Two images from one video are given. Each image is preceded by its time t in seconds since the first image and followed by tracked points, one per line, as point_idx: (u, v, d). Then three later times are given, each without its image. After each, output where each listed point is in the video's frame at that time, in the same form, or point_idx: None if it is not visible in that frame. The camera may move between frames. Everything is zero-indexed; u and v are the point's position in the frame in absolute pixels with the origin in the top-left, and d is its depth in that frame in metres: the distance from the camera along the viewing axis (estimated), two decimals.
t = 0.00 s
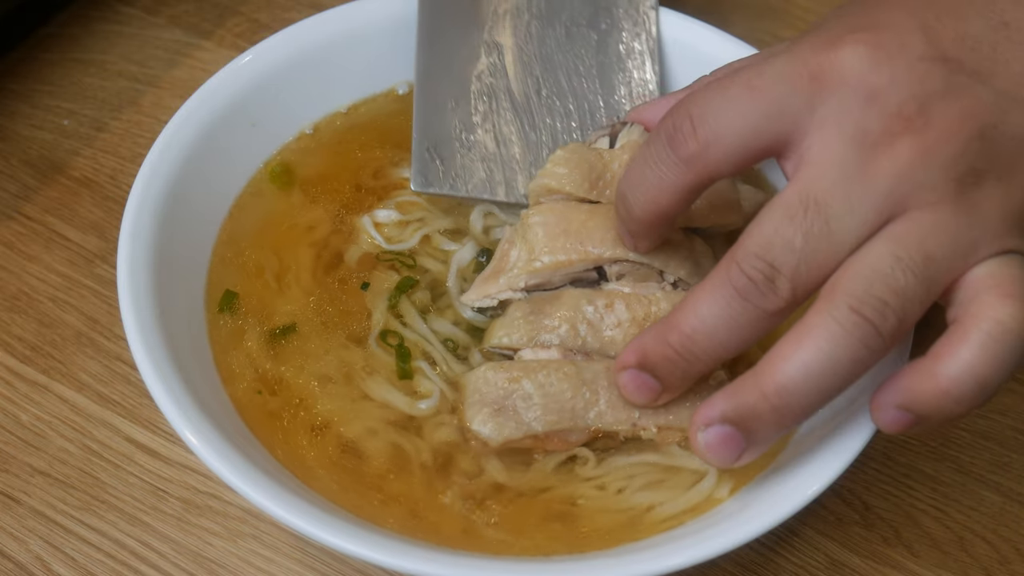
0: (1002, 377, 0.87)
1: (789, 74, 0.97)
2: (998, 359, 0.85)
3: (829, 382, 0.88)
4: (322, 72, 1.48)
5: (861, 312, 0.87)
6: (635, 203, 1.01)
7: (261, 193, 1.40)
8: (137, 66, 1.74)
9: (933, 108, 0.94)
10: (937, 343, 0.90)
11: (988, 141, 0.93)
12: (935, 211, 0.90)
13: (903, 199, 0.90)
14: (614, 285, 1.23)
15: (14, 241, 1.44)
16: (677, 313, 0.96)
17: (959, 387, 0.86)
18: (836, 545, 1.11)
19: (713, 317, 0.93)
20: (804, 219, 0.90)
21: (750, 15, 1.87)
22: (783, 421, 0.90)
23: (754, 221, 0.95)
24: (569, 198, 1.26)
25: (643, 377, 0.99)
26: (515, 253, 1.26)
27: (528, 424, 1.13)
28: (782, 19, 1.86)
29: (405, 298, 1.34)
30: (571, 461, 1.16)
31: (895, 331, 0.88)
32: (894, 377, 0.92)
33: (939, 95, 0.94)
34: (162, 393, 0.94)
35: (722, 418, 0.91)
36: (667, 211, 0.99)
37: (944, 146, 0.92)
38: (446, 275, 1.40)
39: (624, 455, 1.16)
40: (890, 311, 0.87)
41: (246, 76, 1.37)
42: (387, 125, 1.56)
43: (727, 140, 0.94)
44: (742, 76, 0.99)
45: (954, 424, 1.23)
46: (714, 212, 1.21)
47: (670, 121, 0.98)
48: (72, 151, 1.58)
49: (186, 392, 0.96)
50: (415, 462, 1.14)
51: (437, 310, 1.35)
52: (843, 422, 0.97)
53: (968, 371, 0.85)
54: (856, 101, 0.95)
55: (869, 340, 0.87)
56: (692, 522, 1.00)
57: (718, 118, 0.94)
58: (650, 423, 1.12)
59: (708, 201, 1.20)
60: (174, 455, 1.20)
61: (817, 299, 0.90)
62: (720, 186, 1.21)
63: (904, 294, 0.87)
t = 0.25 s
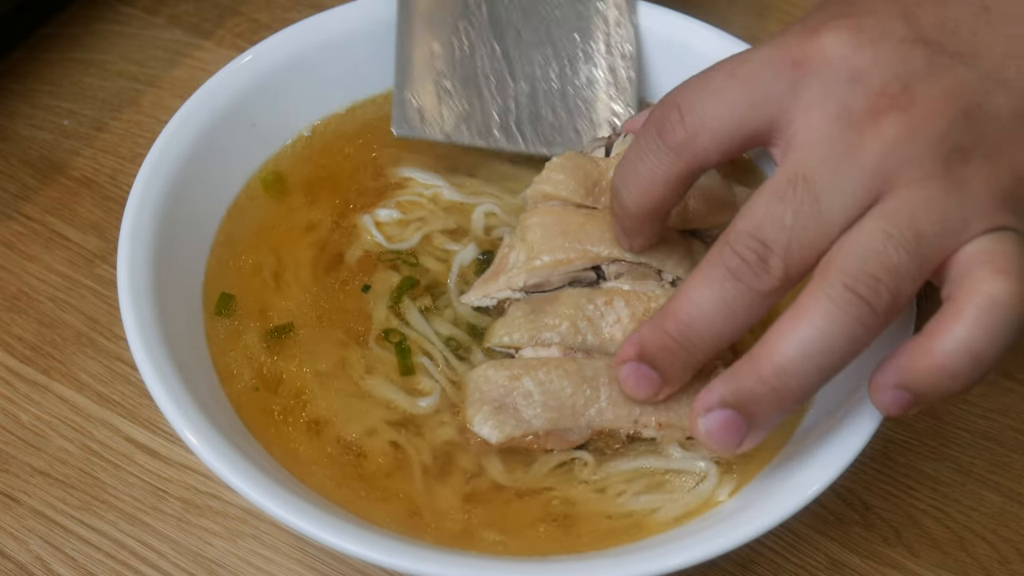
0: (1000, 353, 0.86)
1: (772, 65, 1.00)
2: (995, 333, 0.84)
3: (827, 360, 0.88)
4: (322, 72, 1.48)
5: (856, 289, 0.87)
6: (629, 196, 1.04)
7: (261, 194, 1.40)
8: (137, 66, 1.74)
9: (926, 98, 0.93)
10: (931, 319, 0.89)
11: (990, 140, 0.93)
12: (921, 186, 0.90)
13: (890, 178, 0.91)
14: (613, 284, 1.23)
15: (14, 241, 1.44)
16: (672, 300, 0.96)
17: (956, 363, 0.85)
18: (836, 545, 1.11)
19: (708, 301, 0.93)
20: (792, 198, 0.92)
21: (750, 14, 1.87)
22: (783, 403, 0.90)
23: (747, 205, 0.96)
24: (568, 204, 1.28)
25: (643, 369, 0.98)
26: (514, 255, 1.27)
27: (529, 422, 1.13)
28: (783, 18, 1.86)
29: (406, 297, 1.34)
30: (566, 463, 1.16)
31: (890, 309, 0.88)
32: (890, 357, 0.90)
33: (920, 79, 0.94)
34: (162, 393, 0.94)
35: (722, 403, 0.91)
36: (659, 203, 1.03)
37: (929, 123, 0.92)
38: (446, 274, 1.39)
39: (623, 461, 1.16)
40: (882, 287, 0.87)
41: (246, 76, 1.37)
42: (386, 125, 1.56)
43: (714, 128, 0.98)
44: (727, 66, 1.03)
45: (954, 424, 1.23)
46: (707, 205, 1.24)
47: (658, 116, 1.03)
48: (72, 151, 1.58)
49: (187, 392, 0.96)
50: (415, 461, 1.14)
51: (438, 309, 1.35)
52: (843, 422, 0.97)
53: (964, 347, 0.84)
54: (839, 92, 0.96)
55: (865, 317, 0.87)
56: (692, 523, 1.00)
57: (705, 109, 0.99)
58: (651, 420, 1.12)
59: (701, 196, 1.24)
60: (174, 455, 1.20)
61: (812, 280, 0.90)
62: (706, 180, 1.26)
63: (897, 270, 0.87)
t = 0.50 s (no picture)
0: (989, 328, 0.86)
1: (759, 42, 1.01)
2: (984, 307, 0.84)
3: (816, 334, 0.86)
4: (321, 73, 1.48)
5: (844, 262, 0.86)
6: (621, 175, 1.07)
7: (259, 194, 1.40)
8: (137, 66, 1.74)
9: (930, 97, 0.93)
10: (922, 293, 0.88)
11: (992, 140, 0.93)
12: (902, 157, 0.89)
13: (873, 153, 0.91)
14: (611, 278, 1.23)
15: (14, 241, 1.44)
16: (659, 272, 0.94)
17: (944, 338, 0.84)
18: (836, 545, 1.11)
19: (694, 271, 0.91)
20: (778, 168, 0.92)
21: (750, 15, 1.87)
22: (769, 378, 0.87)
23: (736, 178, 0.95)
24: (567, 200, 1.30)
25: (629, 342, 0.94)
26: (512, 251, 1.28)
27: (523, 418, 1.12)
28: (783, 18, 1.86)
29: (405, 297, 1.34)
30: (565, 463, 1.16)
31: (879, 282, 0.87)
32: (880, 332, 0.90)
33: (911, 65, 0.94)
34: (162, 393, 0.94)
35: (710, 381, 0.88)
36: (651, 179, 1.05)
37: (925, 100, 0.91)
38: (445, 273, 1.39)
39: (622, 463, 1.16)
40: (869, 259, 0.86)
41: (246, 77, 1.37)
42: (385, 126, 1.56)
43: (701, 103, 1.00)
44: (714, 46, 1.05)
45: (953, 424, 1.23)
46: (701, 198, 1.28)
47: (648, 95, 1.05)
48: (72, 151, 1.58)
49: (187, 392, 0.96)
50: (415, 461, 1.14)
51: (437, 309, 1.35)
52: (842, 423, 0.97)
53: (953, 321, 0.84)
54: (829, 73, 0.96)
55: (853, 289, 0.85)
56: (692, 523, 1.00)
57: (691, 87, 1.01)
58: (647, 416, 1.12)
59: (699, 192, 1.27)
60: (174, 455, 1.20)
61: (800, 253, 0.89)
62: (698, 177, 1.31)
63: (885, 242, 0.86)
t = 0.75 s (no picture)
0: (955, 295, 0.85)
1: (749, 16, 1.10)
2: (950, 271, 0.83)
3: (777, 278, 0.85)
4: (321, 74, 1.48)
5: (811, 208, 0.85)
6: (622, 140, 1.17)
7: (259, 195, 1.40)
8: (137, 66, 1.74)
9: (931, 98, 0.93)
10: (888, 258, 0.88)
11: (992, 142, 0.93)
12: (877, 116, 0.90)
13: (848, 111, 0.91)
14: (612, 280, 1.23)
15: (14, 241, 1.44)
16: (625, 195, 0.93)
17: (910, 297, 0.84)
18: (836, 545, 1.11)
19: (659, 197, 0.91)
20: (753, 111, 0.93)
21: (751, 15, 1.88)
22: (727, 319, 0.85)
23: (705, 114, 0.96)
24: (579, 197, 1.33)
25: (591, 266, 0.94)
26: (513, 252, 1.27)
27: (523, 419, 1.13)
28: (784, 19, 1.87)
29: (405, 297, 1.34)
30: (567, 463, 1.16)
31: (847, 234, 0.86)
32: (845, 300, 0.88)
33: (894, 39, 0.95)
34: (162, 393, 0.94)
35: (666, 315, 0.86)
36: (647, 145, 1.15)
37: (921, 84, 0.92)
38: (445, 273, 1.39)
39: (619, 462, 1.16)
40: (836, 207, 0.85)
41: (246, 77, 1.37)
42: (384, 126, 1.56)
43: (691, 74, 1.11)
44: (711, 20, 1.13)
45: (954, 424, 1.23)
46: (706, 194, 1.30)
47: (647, 68, 1.17)
48: (72, 151, 1.58)
49: (187, 392, 0.96)
50: (415, 461, 1.14)
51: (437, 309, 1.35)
52: (842, 423, 0.97)
53: (921, 284, 0.83)
54: (816, 55, 0.97)
55: (818, 238, 0.85)
56: (692, 523, 1.00)
57: (684, 59, 1.12)
58: (648, 418, 1.13)
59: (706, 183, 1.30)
60: (174, 455, 1.20)
61: (768, 199, 0.89)
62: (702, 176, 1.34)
63: (856, 193, 0.86)
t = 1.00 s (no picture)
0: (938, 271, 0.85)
1: (735, 10, 1.12)
2: (936, 247, 0.83)
3: (761, 233, 0.83)
4: (320, 74, 1.48)
5: (796, 163, 0.83)
6: (608, 128, 1.18)
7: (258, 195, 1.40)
8: (137, 66, 1.74)
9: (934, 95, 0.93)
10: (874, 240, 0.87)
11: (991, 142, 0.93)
12: (862, 89, 0.89)
13: (835, 89, 0.90)
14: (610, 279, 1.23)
15: (14, 241, 1.44)
16: (612, 175, 0.93)
17: (894, 271, 0.83)
18: (836, 545, 1.10)
19: (646, 175, 0.89)
20: (740, 91, 0.91)
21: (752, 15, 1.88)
22: (713, 275, 0.84)
23: (694, 94, 0.94)
24: (561, 183, 1.33)
25: (583, 245, 0.95)
26: (512, 251, 1.28)
27: (523, 417, 1.13)
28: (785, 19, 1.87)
29: (404, 296, 1.34)
30: (567, 462, 1.16)
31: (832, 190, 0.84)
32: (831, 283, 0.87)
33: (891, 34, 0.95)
34: (162, 393, 0.94)
35: (652, 270, 0.86)
36: (632, 132, 1.15)
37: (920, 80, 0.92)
38: (444, 274, 1.39)
39: (619, 462, 1.16)
40: (822, 161, 0.83)
41: (246, 77, 1.37)
42: (383, 127, 1.57)
43: (679, 64, 1.12)
44: (698, 14, 1.16)
45: (953, 424, 1.23)
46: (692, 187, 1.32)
47: (638, 61, 1.18)
48: (72, 151, 1.58)
49: (187, 392, 0.96)
50: (414, 460, 1.14)
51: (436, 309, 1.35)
52: (842, 423, 0.97)
53: (908, 261, 0.83)
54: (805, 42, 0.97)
55: (803, 191, 0.82)
56: (692, 522, 0.99)
57: (672, 51, 1.13)
58: (647, 416, 1.13)
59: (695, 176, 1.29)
60: (174, 455, 1.20)
61: (751, 163, 0.87)
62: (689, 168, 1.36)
63: (840, 152, 0.84)
